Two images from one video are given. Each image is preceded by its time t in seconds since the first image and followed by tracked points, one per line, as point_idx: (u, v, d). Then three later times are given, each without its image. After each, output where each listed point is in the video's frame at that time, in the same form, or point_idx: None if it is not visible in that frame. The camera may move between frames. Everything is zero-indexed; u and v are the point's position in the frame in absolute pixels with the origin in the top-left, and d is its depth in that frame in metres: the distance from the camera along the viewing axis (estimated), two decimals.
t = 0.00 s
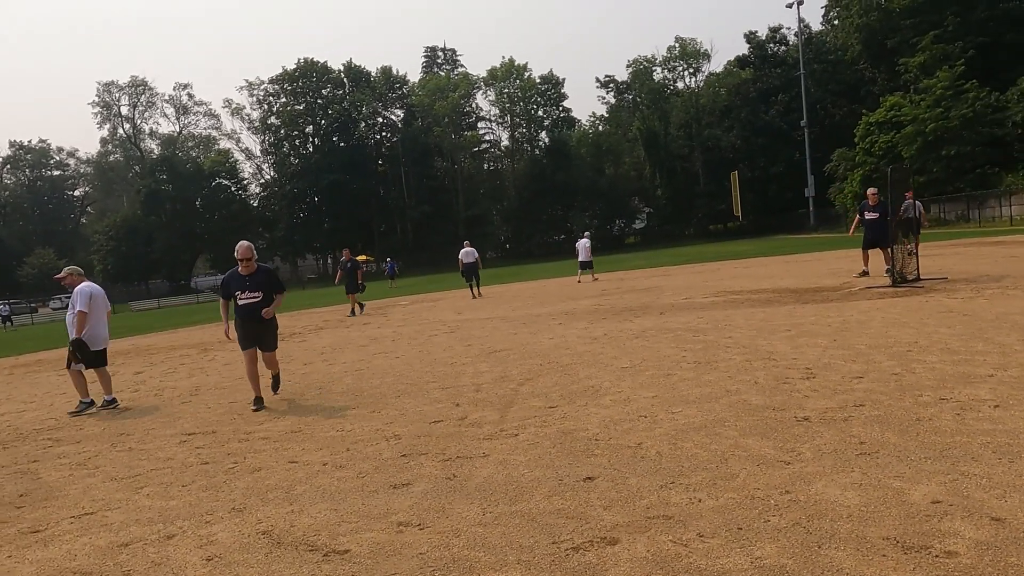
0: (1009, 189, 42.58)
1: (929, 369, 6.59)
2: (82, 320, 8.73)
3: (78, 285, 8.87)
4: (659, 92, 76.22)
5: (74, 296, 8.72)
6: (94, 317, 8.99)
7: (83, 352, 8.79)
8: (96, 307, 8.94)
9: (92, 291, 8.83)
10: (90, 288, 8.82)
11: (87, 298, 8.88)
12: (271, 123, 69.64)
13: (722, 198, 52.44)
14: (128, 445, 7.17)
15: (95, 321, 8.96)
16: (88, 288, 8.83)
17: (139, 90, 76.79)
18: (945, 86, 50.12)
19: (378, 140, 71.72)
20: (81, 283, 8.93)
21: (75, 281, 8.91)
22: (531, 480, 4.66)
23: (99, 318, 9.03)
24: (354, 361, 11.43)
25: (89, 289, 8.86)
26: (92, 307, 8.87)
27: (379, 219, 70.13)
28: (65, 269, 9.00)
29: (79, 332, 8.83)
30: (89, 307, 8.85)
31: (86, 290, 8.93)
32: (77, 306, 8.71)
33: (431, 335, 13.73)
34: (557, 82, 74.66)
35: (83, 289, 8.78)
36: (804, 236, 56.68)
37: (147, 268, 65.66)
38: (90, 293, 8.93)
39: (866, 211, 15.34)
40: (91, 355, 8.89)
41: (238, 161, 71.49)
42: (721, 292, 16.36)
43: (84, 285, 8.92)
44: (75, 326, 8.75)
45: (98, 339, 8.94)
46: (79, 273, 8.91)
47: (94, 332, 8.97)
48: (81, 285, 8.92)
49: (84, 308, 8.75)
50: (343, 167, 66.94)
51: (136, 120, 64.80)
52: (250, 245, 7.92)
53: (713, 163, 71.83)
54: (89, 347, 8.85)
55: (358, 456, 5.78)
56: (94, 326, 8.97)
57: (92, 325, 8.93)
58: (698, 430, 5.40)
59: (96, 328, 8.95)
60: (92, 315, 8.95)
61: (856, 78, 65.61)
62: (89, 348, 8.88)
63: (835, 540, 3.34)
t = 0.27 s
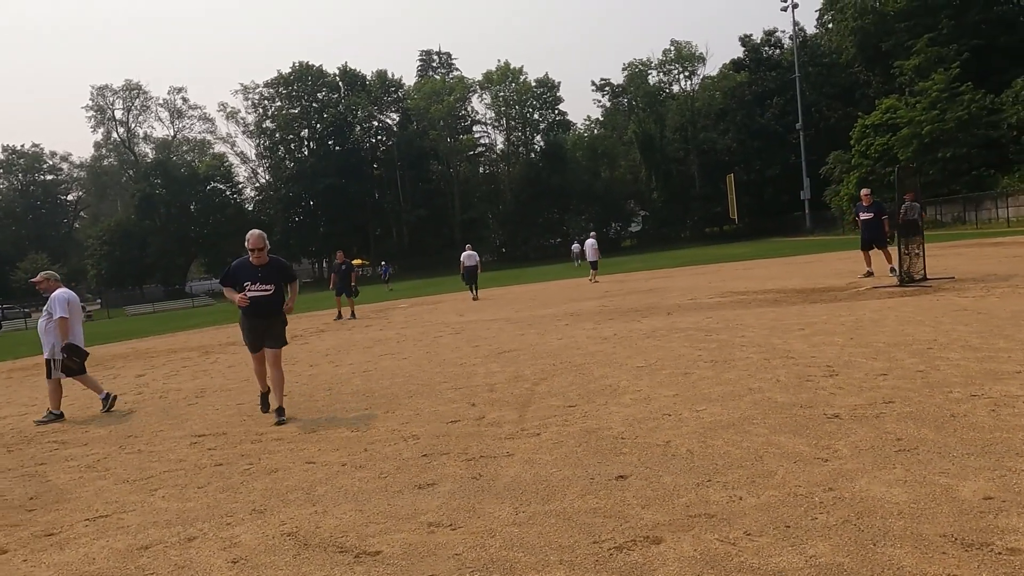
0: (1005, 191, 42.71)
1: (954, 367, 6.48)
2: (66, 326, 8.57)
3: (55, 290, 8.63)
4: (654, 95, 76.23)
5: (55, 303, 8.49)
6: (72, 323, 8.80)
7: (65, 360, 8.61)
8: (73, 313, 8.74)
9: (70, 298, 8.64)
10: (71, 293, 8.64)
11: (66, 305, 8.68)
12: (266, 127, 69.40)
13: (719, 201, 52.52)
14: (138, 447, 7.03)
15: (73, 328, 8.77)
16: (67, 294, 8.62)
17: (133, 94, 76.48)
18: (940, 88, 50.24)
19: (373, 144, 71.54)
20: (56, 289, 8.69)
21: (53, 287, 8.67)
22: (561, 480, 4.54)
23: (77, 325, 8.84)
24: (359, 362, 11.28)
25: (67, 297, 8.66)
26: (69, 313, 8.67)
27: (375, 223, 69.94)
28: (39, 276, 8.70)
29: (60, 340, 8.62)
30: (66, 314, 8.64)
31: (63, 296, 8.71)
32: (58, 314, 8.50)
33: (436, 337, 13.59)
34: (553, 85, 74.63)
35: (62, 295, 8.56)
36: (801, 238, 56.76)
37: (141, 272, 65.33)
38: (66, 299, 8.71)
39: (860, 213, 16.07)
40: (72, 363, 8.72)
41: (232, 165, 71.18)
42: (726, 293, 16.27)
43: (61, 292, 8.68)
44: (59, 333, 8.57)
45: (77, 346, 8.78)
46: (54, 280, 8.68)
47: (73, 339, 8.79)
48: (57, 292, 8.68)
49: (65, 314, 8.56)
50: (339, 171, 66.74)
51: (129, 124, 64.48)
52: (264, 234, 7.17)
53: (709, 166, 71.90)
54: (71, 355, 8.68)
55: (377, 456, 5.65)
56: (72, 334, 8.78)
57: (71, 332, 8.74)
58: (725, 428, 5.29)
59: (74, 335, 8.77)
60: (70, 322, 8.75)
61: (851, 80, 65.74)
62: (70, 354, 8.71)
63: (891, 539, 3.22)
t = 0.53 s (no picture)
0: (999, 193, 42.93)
1: (982, 370, 6.41)
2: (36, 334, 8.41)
3: (29, 298, 8.50)
4: (648, 98, 76.26)
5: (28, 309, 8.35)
6: (45, 331, 8.66)
7: (33, 367, 8.48)
8: (45, 321, 8.59)
9: (42, 305, 8.49)
10: (45, 300, 8.51)
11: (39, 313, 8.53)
12: (259, 131, 69.06)
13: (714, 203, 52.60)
14: (151, 455, 6.88)
15: (46, 336, 8.64)
16: (39, 302, 8.48)
17: (125, 98, 76.07)
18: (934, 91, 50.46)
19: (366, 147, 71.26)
20: (31, 295, 8.55)
21: (27, 294, 8.52)
22: (598, 489, 4.42)
23: (50, 332, 8.71)
24: (368, 367, 11.14)
25: (41, 304, 8.51)
26: (41, 321, 8.51)
27: (368, 227, 69.57)
28: (14, 280, 8.59)
29: (30, 347, 8.50)
30: (38, 321, 8.49)
31: (38, 304, 8.56)
32: (30, 321, 8.35)
33: (442, 341, 13.47)
34: (547, 88, 74.56)
35: (35, 301, 8.42)
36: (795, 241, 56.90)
37: (134, 277, 64.89)
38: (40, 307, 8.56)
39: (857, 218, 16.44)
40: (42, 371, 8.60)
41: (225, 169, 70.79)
42: (731, 296, 16.21)
43: (35, 300, 8.53)
44: (26, 339, 8.40)
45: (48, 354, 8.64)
46: (28, 285, 8.51)
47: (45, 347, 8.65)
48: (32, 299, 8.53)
49: (37, 321, 8.41)
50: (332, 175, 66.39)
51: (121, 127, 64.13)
52: (273, 234, 6.56)
53: (703, 169, 71.93)
54: (40, 363, 8.53)
55: (401, 465, 5.52)
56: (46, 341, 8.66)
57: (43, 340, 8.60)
58: (759, 435, 5.18)
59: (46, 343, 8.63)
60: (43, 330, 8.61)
61: (844, 84, 65.97)
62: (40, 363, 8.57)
63: (958, 551, 3.11)
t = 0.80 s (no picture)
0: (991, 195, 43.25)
1: (1005, 370, 6.43)
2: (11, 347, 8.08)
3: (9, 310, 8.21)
4: (641, 101, 76.45)
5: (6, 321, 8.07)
6: (24, 343, 8.34)
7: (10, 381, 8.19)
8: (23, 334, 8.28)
9: (20, 317, 8.19)
10: (22, 312, 8.19)
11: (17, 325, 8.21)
12: (250, 134, 68.74)
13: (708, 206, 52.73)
14: (168, 461, 6.78)
15: (24, 348, 8.31)
16: (16, 313, 8.18)
17: (116, 101, 75.57)
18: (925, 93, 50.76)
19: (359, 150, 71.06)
20: (11, 307, 8.27)
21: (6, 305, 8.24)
22: (636, 493, 4.38)
23: (30, 345, 8.39)
24: (376, 371, 11.06)
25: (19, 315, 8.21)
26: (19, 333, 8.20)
27: (362, 230, 69.35)
28: None
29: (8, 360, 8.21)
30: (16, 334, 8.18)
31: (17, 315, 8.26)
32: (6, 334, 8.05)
33: (448, 344, 13.39)
34: (540, 91, 74.58)
35: (14, 313, 8.14)
36: (789, 243, 57.12)
37: (125, 280, 64.42)
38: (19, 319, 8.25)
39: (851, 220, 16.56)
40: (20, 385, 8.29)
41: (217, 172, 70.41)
42: (735, 298, 16.23)
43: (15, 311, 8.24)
44: None
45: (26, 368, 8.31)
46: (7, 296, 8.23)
47: (24, 360, 8.32)
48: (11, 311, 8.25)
49: (14, 334, 8.10)
50: (325, 178, 66.14)
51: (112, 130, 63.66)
52: (291, 239, 5.96)
53: (696, 171, 72.14)
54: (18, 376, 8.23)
55: (429, 470, 5.45)
56: (25, 354, 8.33)
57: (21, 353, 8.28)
58: (791, 437, 5.16)
59: (23, 356, 8.30)
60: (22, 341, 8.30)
61: (835, 86, 66.32)
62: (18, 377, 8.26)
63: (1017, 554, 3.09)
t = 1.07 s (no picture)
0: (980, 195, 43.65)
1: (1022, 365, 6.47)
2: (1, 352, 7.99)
3: None
4: (632, 102, 76.67)
5: None
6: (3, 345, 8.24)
7: None
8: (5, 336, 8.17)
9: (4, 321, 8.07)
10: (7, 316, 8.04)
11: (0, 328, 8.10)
12: (241, 135, 68.40)
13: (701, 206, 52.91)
14: (185, 460, 6.73)
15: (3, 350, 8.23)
16: None
17: (105, 101, 75.02)
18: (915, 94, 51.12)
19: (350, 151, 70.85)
20: None
21: None
22: (673, 486, 4.38)
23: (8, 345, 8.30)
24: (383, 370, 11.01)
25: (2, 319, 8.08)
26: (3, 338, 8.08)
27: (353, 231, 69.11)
28: None
29: None
30: None
31: None
32: None
33: (452, 343, 13.35)
34: (532, 92, 74.60)
35: None
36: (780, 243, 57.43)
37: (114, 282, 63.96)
38: None
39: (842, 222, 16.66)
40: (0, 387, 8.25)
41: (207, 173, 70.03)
42: (736, 296, 16.28)
43: None
44: None
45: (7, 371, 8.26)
46: None
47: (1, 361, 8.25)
48: None
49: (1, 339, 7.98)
50: (316, 179, 65.88)
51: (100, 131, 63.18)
52: (336, 222, 5.30)
53: (687, 172, 72.42)
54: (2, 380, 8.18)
55: (457, 466, 5.44)
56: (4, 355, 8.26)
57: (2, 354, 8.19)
58: (819, 431, 5.17)
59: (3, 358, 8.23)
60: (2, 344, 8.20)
61: (825, 87, 66.68)
62: None
63: None
